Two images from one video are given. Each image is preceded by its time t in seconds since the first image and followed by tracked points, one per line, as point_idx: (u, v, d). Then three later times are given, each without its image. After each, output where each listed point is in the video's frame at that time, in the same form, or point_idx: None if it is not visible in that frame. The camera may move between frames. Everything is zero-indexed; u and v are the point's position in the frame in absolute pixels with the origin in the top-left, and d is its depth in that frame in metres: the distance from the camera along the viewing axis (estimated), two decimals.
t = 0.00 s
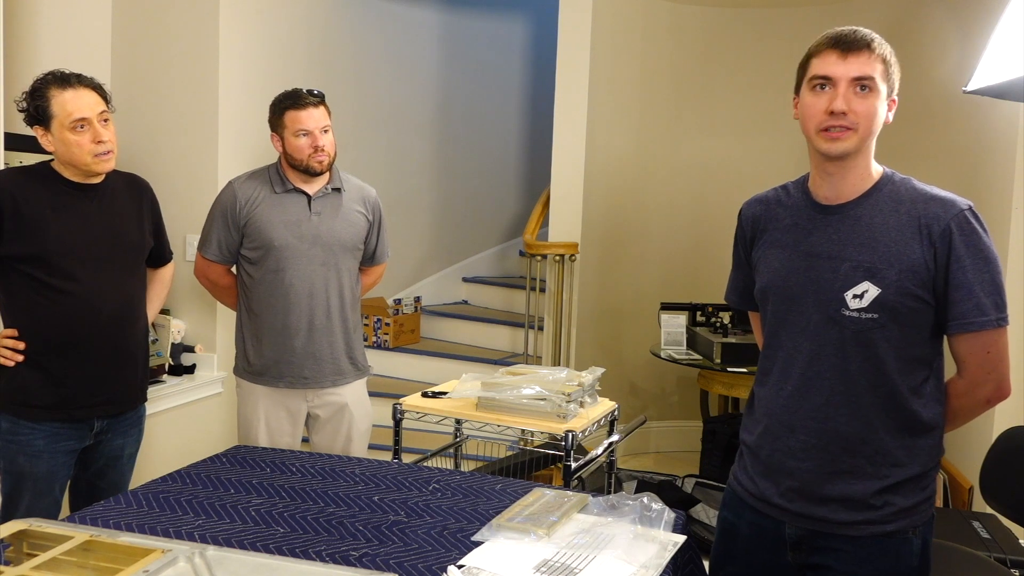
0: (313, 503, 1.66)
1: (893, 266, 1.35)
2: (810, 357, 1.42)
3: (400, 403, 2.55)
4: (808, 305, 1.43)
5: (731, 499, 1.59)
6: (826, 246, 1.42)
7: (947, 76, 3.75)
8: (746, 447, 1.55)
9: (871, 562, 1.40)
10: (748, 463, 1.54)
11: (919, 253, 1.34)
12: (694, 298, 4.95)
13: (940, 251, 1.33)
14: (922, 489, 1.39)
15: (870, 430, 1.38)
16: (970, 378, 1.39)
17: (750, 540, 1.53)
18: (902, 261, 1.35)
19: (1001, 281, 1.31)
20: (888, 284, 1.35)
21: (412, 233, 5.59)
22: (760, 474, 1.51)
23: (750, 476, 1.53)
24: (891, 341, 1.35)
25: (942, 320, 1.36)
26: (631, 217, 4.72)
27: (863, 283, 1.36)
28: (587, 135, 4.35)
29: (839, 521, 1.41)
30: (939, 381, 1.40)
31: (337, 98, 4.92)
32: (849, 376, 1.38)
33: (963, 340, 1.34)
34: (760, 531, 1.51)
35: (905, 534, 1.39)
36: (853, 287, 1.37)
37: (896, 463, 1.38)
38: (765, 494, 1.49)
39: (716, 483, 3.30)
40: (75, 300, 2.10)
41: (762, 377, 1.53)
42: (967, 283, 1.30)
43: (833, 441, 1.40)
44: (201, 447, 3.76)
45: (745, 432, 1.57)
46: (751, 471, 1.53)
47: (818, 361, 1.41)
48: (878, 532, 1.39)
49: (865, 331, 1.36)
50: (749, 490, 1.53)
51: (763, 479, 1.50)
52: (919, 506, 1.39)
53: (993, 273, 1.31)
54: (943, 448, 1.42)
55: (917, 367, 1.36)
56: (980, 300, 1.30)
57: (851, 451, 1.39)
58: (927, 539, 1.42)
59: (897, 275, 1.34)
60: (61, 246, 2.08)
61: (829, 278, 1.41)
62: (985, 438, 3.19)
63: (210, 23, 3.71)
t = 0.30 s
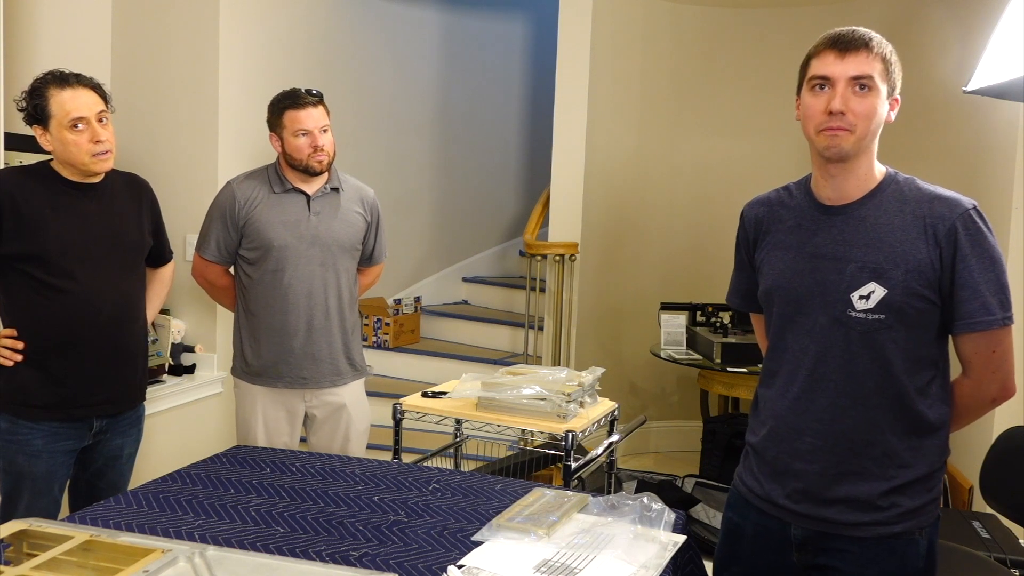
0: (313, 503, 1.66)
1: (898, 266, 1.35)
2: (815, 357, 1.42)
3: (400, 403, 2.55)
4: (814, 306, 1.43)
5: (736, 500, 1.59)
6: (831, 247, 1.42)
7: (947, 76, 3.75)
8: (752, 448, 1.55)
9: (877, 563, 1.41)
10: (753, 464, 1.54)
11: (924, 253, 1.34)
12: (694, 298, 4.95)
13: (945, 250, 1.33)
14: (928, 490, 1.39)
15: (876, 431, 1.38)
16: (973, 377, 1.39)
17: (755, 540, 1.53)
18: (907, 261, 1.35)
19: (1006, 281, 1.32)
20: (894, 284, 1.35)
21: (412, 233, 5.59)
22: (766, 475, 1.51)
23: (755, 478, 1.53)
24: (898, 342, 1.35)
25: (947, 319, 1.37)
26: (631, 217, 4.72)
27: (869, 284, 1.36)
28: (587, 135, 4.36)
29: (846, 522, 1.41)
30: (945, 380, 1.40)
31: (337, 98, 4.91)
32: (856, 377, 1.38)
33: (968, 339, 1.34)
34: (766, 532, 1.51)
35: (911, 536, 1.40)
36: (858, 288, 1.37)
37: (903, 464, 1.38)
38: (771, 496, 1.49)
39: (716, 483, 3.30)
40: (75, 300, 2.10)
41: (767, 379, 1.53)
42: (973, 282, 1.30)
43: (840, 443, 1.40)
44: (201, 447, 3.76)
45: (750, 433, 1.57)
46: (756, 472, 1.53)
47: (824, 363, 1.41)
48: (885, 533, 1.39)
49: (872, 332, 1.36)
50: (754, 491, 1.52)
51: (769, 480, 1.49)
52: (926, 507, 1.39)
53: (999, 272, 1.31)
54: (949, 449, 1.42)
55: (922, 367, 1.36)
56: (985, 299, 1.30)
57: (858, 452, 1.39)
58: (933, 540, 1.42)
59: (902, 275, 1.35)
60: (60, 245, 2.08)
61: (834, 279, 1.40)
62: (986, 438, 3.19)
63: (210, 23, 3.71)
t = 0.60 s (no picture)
0: (313, 503, 1.66)
1: (895, 267, 1.35)
2: (814, 357, 1.42)
3: (400, 403, 2.55)
4: (812, 306, 1.43)
5: (738, 499, 1.59)
6: (828, 247, 1.42)
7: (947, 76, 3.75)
8: (752, 446, 1.55)
9: (877, 562, 1.40)
10: (755, 463, 1.55)
11: (920, 255, 1.34)
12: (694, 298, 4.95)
13: (943, 251, 1.33)
14: (929, 490, 1.39)
15: (874, 431, 1.37)
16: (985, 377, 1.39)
17: (756, 539, 1.53)
18: (904, 263, 1.35)
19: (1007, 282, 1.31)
20: (891, 285, 1.35)
21: (412, 233, 5.59)
22: (766, 474, 1.51)
23: (756, 477, 1.53)
24: (897, 342, 1.35)
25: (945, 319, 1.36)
26: (631, 217, 4.72)
27: (866, 285, 1.37)
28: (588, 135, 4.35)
29: (845, 522, 1.41)
30: (945, 380, 1.40)
31: (337, 98, 4.91)
32: (856, 376, 1.38)
33: (973, 338, 1.34)
34: (766, 530, 1.51)
35: (911, 536, 1.39)
36: (855, 289, 1.38)
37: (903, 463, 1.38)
38: (771, 495, 1.49)
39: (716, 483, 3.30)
40: (75, 300, 2.10)
41: (768, 379, 1.53)
42: (970, 283, 1.30)
43: (839, 442, 1.40)
44: (200, 447, 3.76)
45: (751, 433, 1.57)
46: (757, 471, 1.53)
47: (823, 363, 1.41)
48: (884, 533, 1.39)
49: (869, 333, 1.36)
50: (755, 491, 1.53)
51: (769, 479, 1.50)
52: (926, 507, 1.39)
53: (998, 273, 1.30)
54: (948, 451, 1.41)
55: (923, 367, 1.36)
56: (982, 301, 1.29)
57: (857, 452, 1.39)
58: (933, 541, 1.42)
59: (899, 275, 1.35)
60: (60, 245, 2.08)
61: (832, 280, 1.41)
62: (986, 438, 3.19)
63: (211, 22, 3.71)
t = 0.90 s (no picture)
0: (313, 503, 1.66)
1: (896, 264, 1.35)
2: (814, 353, 1.42)
3: (400, 403, 2.55)
4: (812, 302, 1.43)
5: (735, 497, 1.59)
6: (831, 243, 1.43)
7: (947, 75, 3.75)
8: (750, 444, 1.56)
9: (873, 562, 1.40)
10: (752, 460, 1.55)
11: (921, 250, 1.34)
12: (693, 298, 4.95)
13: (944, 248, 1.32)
14: (925, 489, 1.39)
15: (872, 430, 1.37)
16: None
17: (752, 538, 1.53)
18: (905, 258, 1.35)
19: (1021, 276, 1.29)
20: (891, 282, 1.35)
21: (412, 233, 5.59)
22: (764, 472, 1.51)
23: (754, 474, 1.54)
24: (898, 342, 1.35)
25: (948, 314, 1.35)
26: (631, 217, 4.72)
27: (866, 281, 1.37)
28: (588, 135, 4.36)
29: (841, 519, 1.41)
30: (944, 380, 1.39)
31: (337, 98, 4.91)
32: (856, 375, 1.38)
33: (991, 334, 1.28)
34: (763, 529, 1.51)
35: (907, 534, 1.39)
36: (855, 285, 1.38)
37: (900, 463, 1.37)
38: (768, 492, 1.49)
39: (717, 483, 3.30)
40: (74, 300, 2.11)
41: (766, 376, 1.53)
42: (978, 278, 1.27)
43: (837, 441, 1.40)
44: (200, 447, 3.76)
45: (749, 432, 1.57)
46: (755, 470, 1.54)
47: (822, 358, 1.41)
48: (880, 531, 1.39)
49: (869, 329, 1.36)
50: (752, 490, 1.53)
51: (767, 477, 1.50)
52: (922, 506, 1.39)
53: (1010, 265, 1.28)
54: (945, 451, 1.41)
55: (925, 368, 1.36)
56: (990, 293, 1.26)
57: (855, 451, 1.39)
58: (930, 540, 1.42)
59: (899, 272, 1.34)
60: (61, 245, 2.08)
61: (833, 275, 1.41)
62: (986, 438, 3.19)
63: (211, 23, 3.71)
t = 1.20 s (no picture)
0: (313, 503, 1.66)
1: (902, 260, 1.35)
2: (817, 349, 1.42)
3: (400, 403, 2.55)
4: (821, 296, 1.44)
5: (733, 493, 1.59)
6: (842, 238, 1.43)
7: (947, 75, 3.74)
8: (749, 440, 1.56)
9: (866, 558, 1.41)
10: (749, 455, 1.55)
11: (919, 248, 1.34)
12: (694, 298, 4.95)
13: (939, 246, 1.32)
14: (919, 488, 1.38)
15: (869, 426, 1.37)
16: (940, 340, 1.12)
17: (749, 535, 1.53)
18: (908, 254, 1.35)
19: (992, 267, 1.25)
20: (896, 278, 1.35)
21: (412, 233, 5.59)
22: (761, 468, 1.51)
23: (751, 469, 1.53)
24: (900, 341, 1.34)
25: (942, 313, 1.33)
26: (632, 217, 4.72)
27: (871, 276, 1.38)
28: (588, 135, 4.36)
29: (834, 515, 1.41)
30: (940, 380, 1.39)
31: (337, 98, 4.91)
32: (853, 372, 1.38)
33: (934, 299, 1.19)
34: (761, 526, 1.51)
35: (900, 532, 1.39)
36: (862, 280, 1.39)
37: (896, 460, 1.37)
38: (764, 486, 1.49)
39: (716, 483, 3.30)
40: (74, 300, 2.11)
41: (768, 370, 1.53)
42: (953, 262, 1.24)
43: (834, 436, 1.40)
44: (200, 447, 3.76)
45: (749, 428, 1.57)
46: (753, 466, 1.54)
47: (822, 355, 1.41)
48: (872, 529, 1.39)
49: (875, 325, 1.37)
50: (750, 485, 1.53)
51: (764, 472, 1.50)
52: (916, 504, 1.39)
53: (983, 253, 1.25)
54: (941, 449, 1.41)
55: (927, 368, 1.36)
56: (960, 275, 1.21)
57: (852, 447, 1.38)
58: (924, 539, 1.42)
59: (905, 268, 1.35)
60: (60, 245, 2.08)
61: (842, 270, 1.42)
62: (987, 438, 3.19)
63: (211, 23, 3.71)
